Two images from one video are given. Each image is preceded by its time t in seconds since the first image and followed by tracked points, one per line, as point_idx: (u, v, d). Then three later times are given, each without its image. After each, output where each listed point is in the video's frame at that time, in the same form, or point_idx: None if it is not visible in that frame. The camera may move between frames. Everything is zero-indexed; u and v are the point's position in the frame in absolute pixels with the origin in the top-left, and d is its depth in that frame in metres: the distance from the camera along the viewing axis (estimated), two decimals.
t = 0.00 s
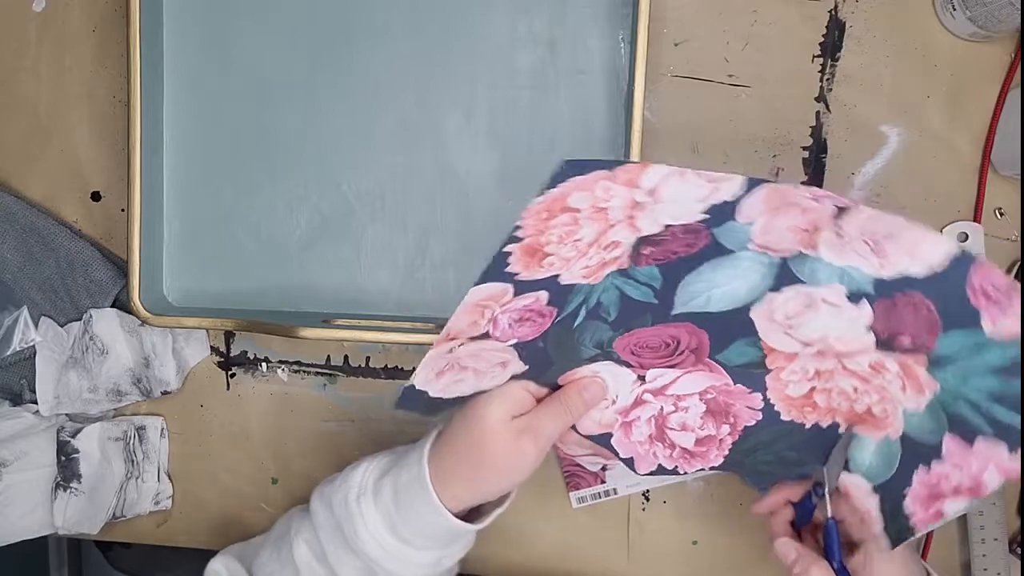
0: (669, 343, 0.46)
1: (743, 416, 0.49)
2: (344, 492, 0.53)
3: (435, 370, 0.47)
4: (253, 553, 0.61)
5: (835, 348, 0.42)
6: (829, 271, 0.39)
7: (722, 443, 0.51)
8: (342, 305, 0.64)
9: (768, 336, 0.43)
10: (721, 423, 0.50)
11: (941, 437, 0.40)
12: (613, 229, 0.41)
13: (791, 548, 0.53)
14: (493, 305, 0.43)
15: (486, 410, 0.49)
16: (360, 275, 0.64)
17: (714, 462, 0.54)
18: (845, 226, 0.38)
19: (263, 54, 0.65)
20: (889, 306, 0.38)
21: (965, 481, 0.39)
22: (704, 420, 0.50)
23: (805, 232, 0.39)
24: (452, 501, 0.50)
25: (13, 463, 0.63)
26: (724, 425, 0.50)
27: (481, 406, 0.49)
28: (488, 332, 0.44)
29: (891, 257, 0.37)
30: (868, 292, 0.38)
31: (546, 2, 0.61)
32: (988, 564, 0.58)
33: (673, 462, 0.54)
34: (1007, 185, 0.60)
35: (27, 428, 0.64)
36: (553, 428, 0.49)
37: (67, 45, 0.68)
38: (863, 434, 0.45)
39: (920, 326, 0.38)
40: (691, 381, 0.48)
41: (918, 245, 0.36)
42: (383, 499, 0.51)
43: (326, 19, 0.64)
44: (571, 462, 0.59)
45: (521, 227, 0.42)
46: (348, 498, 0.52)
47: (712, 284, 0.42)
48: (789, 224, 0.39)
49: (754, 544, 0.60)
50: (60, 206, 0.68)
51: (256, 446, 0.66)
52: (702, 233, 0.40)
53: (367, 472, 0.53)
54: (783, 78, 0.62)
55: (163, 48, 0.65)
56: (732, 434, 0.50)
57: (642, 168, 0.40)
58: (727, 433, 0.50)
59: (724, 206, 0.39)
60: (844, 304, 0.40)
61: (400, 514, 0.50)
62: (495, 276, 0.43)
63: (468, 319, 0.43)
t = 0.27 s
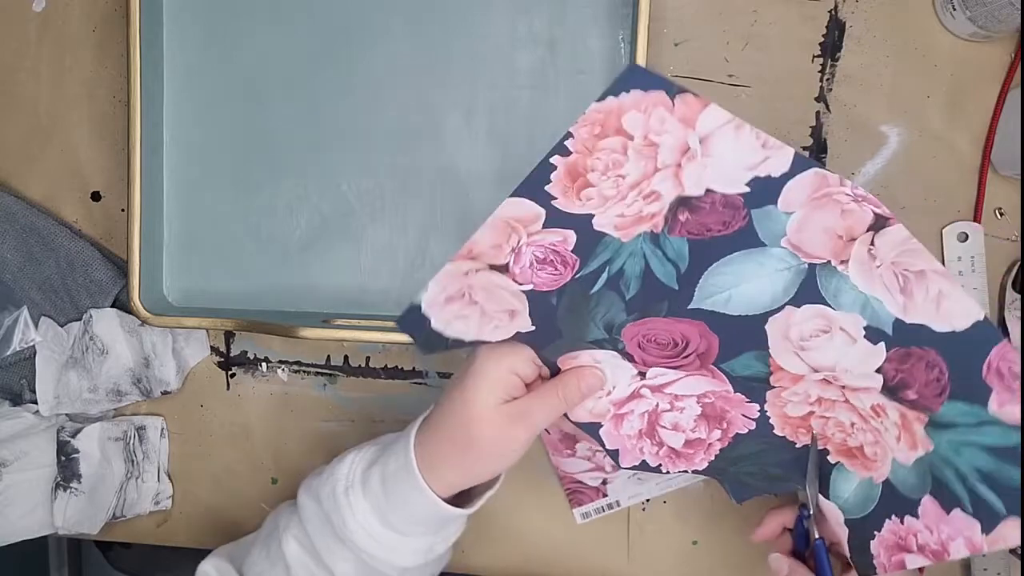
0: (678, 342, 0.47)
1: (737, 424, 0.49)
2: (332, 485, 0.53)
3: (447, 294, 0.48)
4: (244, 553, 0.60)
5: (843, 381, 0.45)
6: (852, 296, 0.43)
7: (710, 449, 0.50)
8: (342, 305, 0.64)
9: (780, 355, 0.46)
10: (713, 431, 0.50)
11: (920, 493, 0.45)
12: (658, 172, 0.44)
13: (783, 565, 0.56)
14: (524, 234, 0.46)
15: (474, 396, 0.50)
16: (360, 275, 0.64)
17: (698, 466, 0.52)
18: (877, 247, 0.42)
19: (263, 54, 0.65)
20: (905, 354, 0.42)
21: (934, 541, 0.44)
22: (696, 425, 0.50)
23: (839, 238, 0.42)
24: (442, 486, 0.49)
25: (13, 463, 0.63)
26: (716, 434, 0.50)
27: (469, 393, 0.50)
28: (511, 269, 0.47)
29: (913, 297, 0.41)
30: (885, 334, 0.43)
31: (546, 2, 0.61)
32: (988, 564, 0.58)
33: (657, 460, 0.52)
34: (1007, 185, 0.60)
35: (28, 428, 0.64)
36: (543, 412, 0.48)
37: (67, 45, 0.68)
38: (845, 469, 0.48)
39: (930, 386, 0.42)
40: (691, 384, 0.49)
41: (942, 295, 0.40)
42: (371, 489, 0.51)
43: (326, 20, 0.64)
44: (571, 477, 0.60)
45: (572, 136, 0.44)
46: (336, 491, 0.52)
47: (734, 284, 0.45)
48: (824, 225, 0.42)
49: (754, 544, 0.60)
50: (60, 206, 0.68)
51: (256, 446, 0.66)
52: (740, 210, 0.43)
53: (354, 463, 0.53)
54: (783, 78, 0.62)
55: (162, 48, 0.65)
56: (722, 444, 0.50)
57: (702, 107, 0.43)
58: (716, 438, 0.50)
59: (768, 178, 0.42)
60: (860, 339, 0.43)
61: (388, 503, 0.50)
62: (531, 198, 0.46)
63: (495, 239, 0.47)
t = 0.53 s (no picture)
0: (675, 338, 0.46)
1: (738, 420, 0.49)
2: (332, 485, 0.53)
3: (436, 315, 0.47)
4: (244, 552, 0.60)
5: (840, 376, 0.44)
6: (845, 291, 0.41)
7: (712, 444, 0.50)
8: (342, 304, 0.64)
9: (777, 351, 0.45)
10: (714, 426, 0.49)
11: (920, 492, 0.44)
12: (640, 185, 0.42)
13: (779, 552, 0.55)
14: (512, 255, 0.45)
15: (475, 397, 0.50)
16: (360, 275, 0.64)
17: (701, 464, 0.52)
18: (866, 242, 0.40)
19: (263, 54, 0.65)
20: (901, 348, 0.42)
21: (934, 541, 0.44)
22: (697, 420, 0.50)
23: (828, 233, 0.41)
24: (441, 487, 0.50)
25: (13, 463, 0.63)
26: (718, 429, 0.49)
27: (468, 393, 0.50)
28: (500, 285, 0.46)
29: (905, 290, 0.40)
30: (880, 327, 0.41)
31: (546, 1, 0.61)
32: (988, 564, 0.58)
33: (660, 459, 0.52)
34: (1007, 185, 0.60)
35: (28, 428, 0.64)
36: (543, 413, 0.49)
37: (67, 45, 0.68)
38: (848, 464, 0.47)
39: (926, 381, 0.42)
40: (690, 382, 0.48)
41: (933, 288, 0.39)
42: (372, 489, 0.51)
43: (326, 20, 0.64)
44: (571, 478, 0.60)
45: (550, 161, 0.42)
46: (337, 491, 0.52)
47: (728, 279, 0.44)
48: (813, 221, 0.41)
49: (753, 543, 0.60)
50: (60, 206, 0.68)
51: (256, 446, 0.66)
52: (727, 211, 0.42)
53: (354, 463, 0.53)
54: (783, 78, 0.62)
55: (162, 48, 0.65)
56: (724, 439, 0.50)
57: (678, 121, 0.41)
58: (718, 433, 0.50)
59: (752, 181, 0.40)
60: (855, 334, 0.42)
61: (389, 504, 0.50)
62: (514, 219, 0.44)
63: (483, 261, 0.45)
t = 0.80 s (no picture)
0: (669, 332, 0.47)
1: (731, 415, 0.49)
2: (325, 480, 0.53)
3: (430, 306, 0.48)
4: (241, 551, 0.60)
5: (834, 373, 0.45)
6: (838, 286, 0.42)
7: (705, 443, 0.50)
8: (342, 304, 0.64)
9: (770, 346, 0.45)
10: (709, 421, 0.50)
11: (908, 493, 0.46)
12: (637, 169, 0.44)
13: (774, 546, 0.56)
14: (507, 241, 0.46)
15: (470, 389, 0.50)
16: (360, 275, 0.64)
17: (694, 465, 0.52)
18: (859, 235, 0.41)
19: (263, 54, 0.65)
20: (892, 346, 0.43)
21: (919, 542, 0.46)
22: (691, 417, 0.50)
23: (822, 226, 0.42)
24: (436, 481, 0.50)
25: (13, 463, 0.63)
26: (712, 424, 0.50)
27: (461, 386, 0.50)
28: (496, 272, 0.47)
29: (897, 286, 0.41)
30: (872, 326, 0.43)
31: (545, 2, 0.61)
32: (988, 564, 0.58)
33: (652, 459, 0.52)
34: (1007, 185, 0.60)
35: (28, 428, 0.64)
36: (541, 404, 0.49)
37: (67, 45, 0.68)
38: (840, 463, 0.48)
39: (916, 380, 0.43)
40: (684, 377, 0.49)
41: (923, 285, 0.40)
42: (365, 484, 0.51)
43: (326, 20, 0.64)
44: (571, 483, 0.61)
45: (547, 144, 0.44)
46: (330, 486, 0.52)
47: (723, 272, 0.45)
48: (807, 211, 0.42)
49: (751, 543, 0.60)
50: (60, 206, 0.68)
51: (256, 446, 0.66)
52: (722, 199, 0.43)
53: (347, 458, 0.53)
54: (783, 78, 0.62)
55: (162, 48, 0.65)
56: (718, 436, 0.50)
57: (674, 105, 0.42)
58: (711, 431, 0.50)
59: (745, 168, 0.42)
60: (848, 330, 0.43)
61: (382, 498, 0.50)
62: (511, 205, 0.45)
63: (478, 248, 0.47)
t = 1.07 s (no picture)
0: (676, 321, 0.51)
1: (736, 411, 0.51)
2: (343, 485, 0.52)
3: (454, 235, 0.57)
4: (251, 554, 0.60)
5: (846, 352, 0.49)
6: (850, 258, 0.49)
7: (714, 438, 0.52)
8: (342, 305, 0.64)
9: (782, 328, 0.50)
10: (716, 416, 0.51)
11: (931, 465, 0.49)
12: (652, 93, 0.52)
13: (772, 538, 0.55)
14: (527, 153, 0.55)
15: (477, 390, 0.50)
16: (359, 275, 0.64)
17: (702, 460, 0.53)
18: (871, 204, 0.49)
19: (263, 54, 0.65)
20: (904, 316, 0.48)
21: (943, 515, 0.48)
22: (700, 412, 0.52)
23: (835, 195, 0.49)
24: (452, 487, 0.49)
25: (13, 463, 0.63)
26: (720, 420, 0.51)
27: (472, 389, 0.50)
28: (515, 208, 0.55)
29: (910, 252, 0.48)
30: (885, 296, 0.48)
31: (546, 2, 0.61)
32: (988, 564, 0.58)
33: (661, 455, 0.53)
34: (1007, 185, 0.60)
35: (28, 428, 0.64)
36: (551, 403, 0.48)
37: (67, 45, 0.68)
38: (851, 449, 0.50)
39: (932, 346, 0.48)
40: (693, 371, 0.51)
41: (937, 248, 0.48)
42: (382, 490, 0.50)
43: (326, 20, 0.64)
44: (571, 485, 0.61)
45: (576, 47, 0.54)
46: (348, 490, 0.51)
47: (725, 257, 0.51)
48: (819, 181, 0.50)
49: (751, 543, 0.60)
50: (60, 206, 0.68)
51: (256, 446, 0.66)
52: (734, 155, 0.51)
53: (365, 462, 0.52)
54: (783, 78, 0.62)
55: (162, 48, 0.65)
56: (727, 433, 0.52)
57: (687, 23, 0.52)
58: (720, 425, 0.52)
59: (759, 117, 0.50)
60: (860, 304, 0.49)
61: (400, 505, 0.49)
62: (532, 109, 0.55)
63: (505, 163, 0.56)
